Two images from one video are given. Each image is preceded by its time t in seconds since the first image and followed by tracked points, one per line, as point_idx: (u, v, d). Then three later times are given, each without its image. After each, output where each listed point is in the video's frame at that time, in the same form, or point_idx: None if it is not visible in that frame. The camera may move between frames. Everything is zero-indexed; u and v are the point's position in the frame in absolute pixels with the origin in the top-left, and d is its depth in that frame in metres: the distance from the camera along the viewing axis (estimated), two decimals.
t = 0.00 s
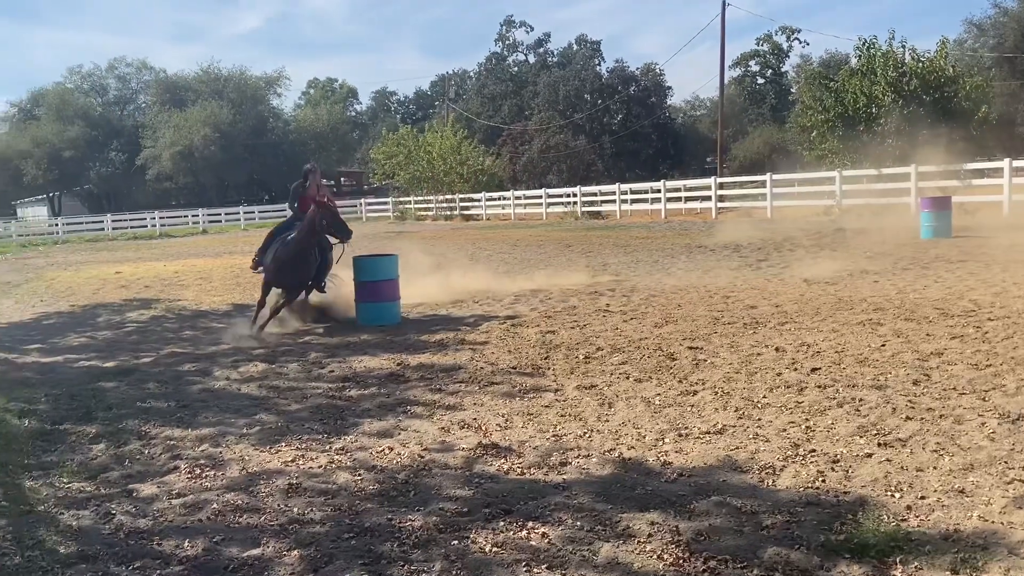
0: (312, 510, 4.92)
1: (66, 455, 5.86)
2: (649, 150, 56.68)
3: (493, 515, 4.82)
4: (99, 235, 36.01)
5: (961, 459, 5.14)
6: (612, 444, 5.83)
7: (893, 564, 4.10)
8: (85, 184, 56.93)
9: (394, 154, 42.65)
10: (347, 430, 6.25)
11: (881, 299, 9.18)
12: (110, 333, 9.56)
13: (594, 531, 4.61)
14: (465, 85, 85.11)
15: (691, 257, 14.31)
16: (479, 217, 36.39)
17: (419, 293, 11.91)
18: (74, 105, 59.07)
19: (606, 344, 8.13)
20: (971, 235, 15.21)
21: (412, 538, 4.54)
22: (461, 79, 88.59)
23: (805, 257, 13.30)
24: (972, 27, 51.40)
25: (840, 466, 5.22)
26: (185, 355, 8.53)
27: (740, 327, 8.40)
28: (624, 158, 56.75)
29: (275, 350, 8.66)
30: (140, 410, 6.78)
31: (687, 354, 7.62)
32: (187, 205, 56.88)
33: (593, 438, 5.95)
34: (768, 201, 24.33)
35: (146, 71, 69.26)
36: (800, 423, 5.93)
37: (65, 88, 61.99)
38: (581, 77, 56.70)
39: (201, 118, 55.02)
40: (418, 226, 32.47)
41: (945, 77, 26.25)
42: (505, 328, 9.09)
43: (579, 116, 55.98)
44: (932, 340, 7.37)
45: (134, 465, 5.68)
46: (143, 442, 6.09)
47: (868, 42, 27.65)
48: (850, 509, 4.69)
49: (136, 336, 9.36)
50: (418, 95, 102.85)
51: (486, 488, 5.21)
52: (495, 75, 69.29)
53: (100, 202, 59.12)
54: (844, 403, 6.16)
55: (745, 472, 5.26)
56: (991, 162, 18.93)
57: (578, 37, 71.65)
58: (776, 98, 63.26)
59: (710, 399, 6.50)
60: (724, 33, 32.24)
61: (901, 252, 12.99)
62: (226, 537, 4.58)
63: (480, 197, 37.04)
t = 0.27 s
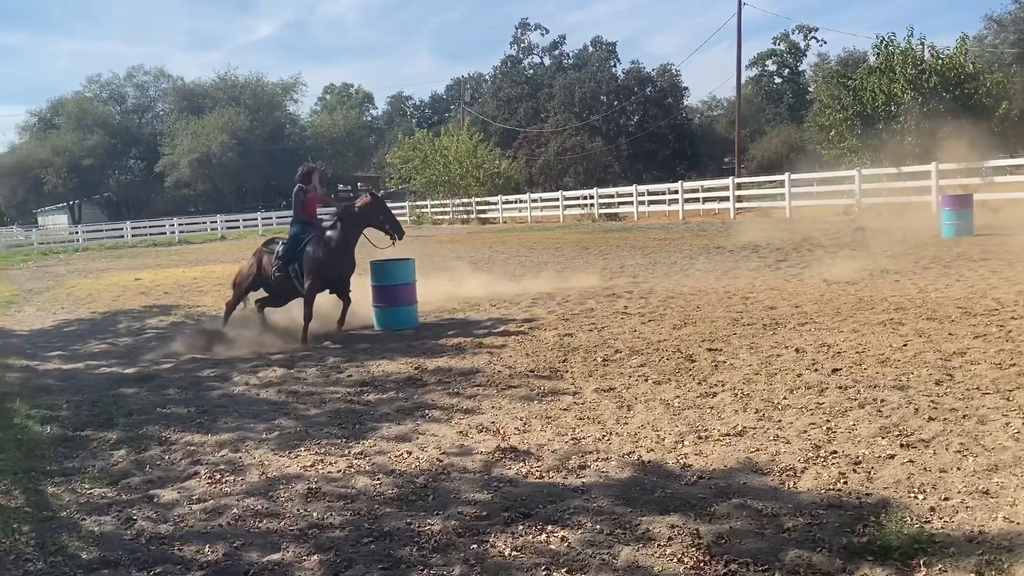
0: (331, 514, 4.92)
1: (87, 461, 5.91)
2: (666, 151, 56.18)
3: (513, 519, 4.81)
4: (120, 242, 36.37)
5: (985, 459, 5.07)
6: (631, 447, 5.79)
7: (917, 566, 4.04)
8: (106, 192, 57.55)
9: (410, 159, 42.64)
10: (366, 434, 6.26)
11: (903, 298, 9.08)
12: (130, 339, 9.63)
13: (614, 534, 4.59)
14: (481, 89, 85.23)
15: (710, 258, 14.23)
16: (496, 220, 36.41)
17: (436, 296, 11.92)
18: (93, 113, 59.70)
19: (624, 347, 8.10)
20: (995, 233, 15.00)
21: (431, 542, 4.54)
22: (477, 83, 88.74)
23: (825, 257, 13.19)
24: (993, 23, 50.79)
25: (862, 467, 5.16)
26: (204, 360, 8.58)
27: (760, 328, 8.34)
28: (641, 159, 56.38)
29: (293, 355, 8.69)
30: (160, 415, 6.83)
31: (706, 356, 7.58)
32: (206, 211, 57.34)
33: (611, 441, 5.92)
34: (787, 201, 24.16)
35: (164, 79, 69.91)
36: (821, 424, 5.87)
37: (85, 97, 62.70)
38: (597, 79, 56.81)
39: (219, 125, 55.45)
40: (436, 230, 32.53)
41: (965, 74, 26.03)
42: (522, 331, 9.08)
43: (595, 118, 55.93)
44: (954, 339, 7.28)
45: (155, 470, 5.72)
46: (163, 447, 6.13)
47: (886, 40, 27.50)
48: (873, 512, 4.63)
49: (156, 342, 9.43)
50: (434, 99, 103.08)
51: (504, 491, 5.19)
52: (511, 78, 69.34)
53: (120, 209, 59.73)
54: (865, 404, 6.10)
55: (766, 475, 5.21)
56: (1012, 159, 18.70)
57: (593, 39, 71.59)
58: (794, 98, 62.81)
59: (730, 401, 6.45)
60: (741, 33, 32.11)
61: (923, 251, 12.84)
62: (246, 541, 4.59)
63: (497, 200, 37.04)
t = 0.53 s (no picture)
0: (340, 520, 4.94)
1: (99, 468, 5.95)
2: (675, 153, 56.14)
3: (521, 523, 4.81)
4: (131, 249, 36.61)
5: (998, 461, 5.03)
6: (640, 450, 5.78)
7: (929, 570, 4.01)
8: (118, 199, 57.96)
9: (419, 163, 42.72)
10: (375, 440, 6.28)
11: (914, 299, 9.03)
12: (142, 346, 9.69)
13: (623, 538, 4.57)
14: (490, 93, 85.35)
15: (719, 260, 14.21)
16: (506, 224, 36.43)
17: (446, 301, 11.94)
18: (105, 121, 60.14)
19: (633, 349, 8.09)
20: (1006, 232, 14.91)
21: (441, 548, 4.54)
22: (486, 87, 88.87)
23: (833, 258, 13.15)
24: (1004, 21, 50.46)
25: (873, 470, 5.13)
26: (214, 367, 8.63)
27: (770, 330, 8.30)
28: (650, 161, 56.37)
29: (303, 361, 8.72)
30: (170, 423, 6.87)
31: (716, 358, 7.55)
32: (217, 217, 57.65)
33: (620, 444, 5.91)
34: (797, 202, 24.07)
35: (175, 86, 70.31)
36: (832, 426, 5.84)
37: (97, 105, 63.17)
38: (605, 81, 56.67)
39: (229, 132, 55.75)
40: (445, 234, 32.58)
41: (974, 71, 25.90)
42: (532, 335, 9.08)
43: (604, 121, 55.87)
44: (965, 339, 7.23)
45: (165, 477, 5.76)
46: (174, 454, 6.17)
47: (895, 38, 27.37)
48: (883, 514, 4.60)
49: (167, 348, 9.48)
50: (443, 103, 103.26)
51: (513, 496, 5.19)
52: (519, 81, 69.41)
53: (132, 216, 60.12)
54: (876, 405, 6.06)
55: (776, 477, 5.19)
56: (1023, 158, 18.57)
57: (602, 40, 71.55)
58: (803, 98, 62.62)
59: (740, 403, 6.43)
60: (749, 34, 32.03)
61: (934, 251, 12.75)
62: (256, 548, 4.61)
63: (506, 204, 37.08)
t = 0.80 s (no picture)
0: (344, 525, 4.93)
1: (103, 474, 5.95)
2: (679, 155, 56.07)
3: (526, 528, 4.80)
4: (137, 255, 36.69)
5: (1005, 461, 4.99)
6: (645, 453, 5.76)
7: (937, 572, 3.98)
8: (123, 205, 58.12)
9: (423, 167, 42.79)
10: (379, 444, 6.27)
11: (919, 299, 8.99)
12: (147, 352, 9.71)
13: (628, 542, 4.56)
14: (493, 96, 85.41)
15: (722, 261, 14.17)
16: (510, 227, 36.41)
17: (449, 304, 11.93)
18: (110, 128, 60.33)
19: (637, 351, 8.07)
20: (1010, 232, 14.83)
21: (445, 552, 4.53)
22: (489, 90, 88.91)
23: (836, 259, 13.10)
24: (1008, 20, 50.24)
25: (879, 471, 5.11)
26: (218, 372, 8.63)
27: (774, 331, 8.27)
28: (654, 163, 56.30)
29: (307, 365, 8.72)
30: (175, 428, 6.87)
31: (720, 359, 7.53)
32: (222, 223, 57.75)
33: (625, 447, 5.89)
34: (800, 203, 24.01)
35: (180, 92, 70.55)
36: (837, 427, 5.81)
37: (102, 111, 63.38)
38: (608, 84, 56.68)
39: (234, 137, 55.86)
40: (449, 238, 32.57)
41: (977, 70, 25.62)
42: (535, 338, 9.06)
43: (607, 123, 55.81)
44: (971, 339, 7.19)
45: (169, 483, 5.76)
46: (178, 459, 6.17)
47: (898, 38, 27.29)
48: (890, 516, 4.57)
49: (169, 354, 9.48)
50: (447, 106, 103.30)
51: (518, 499, 5.17)
52: (522, 84, 69.39)
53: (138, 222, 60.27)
54: (882, 406, 6.03)
55: (782, 479, 5.16)
56: None
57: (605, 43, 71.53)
58: (807, 98, 62.45)
59: (744, 405, 6.40)
60: (750, 35, 31.98)
61: (939, 250, 12.68)
62: (260, 553, 4.61)
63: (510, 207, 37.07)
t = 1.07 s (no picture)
0: (347, 531, 4.90)
1: (105, 480, 5.92)
2: (679, 156, 56.02)
3: (531, 533, 4.76)
4: (138, 260, 36.68)
5: (1012, 463, 4.95)
6: (649, 456, 5.72)
7: None
8: (124, 210, 58.13)
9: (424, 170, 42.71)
10: (382, 449, 6.24)
11: (923, 299, 8.95)
12: (146, 357, 9.67)
13: (633, 547, 4.52)
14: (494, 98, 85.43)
15: (724, 263, 14.13)
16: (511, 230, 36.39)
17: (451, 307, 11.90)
18: (111, 132, 60.38)
19: (640, 354, 8.04)
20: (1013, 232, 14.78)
21: (449, 558, 4.50)
22: (489, 92, 88.89)
23: (839, 260, 13.06)
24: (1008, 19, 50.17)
25: (886, 474, 5.07)
26: (219, 377, 8.60)
27: (778, 333, 8.25)
28: (654, 165, 56.25)
29: (309, 369, 8.69)
30: (176, 434, 6.84)
31: (723, 361, 7.50)
32: (223, 227, 57.74)
33: (629, 451, 5.85)
34: (801, 204, 23.98)
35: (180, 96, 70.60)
36: (842, 430, 5.78)
37: (102, 117, 63.40)
38: (608, 86, 56.58)
39: (234, 141, 55.85)
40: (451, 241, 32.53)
41: (978, 70, 25.53)
42: (537, 341, 9.03)
43: (607, 125, 55.78)
44: (976, 340, 7.16)
45: (171, 489, 5.73)
46: (180, 465, 6.14)
47: (899, 38, 27.25)
48: (897, 519, 4.54)
49: (171, 359, 9.44)
50: (447, 109, 103.28)
51: (522, 504, 5.14)
52: (522, 87, 69.38)
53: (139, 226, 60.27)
54: (888, 408, 5.99)
55: (788, 483, 5.13)
56: None
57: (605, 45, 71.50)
58: (807, 99, 62.40)
59: (749, 408, 6.37)
60: (751, 36, 31.95)
61: (942, 251, 12.66)
62: (263, 560, 4.58)
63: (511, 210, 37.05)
